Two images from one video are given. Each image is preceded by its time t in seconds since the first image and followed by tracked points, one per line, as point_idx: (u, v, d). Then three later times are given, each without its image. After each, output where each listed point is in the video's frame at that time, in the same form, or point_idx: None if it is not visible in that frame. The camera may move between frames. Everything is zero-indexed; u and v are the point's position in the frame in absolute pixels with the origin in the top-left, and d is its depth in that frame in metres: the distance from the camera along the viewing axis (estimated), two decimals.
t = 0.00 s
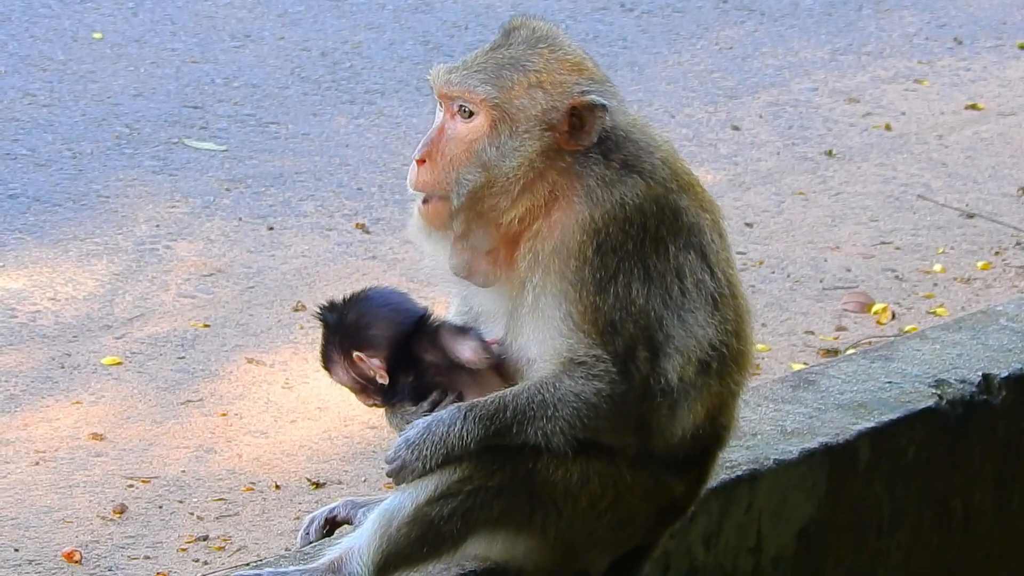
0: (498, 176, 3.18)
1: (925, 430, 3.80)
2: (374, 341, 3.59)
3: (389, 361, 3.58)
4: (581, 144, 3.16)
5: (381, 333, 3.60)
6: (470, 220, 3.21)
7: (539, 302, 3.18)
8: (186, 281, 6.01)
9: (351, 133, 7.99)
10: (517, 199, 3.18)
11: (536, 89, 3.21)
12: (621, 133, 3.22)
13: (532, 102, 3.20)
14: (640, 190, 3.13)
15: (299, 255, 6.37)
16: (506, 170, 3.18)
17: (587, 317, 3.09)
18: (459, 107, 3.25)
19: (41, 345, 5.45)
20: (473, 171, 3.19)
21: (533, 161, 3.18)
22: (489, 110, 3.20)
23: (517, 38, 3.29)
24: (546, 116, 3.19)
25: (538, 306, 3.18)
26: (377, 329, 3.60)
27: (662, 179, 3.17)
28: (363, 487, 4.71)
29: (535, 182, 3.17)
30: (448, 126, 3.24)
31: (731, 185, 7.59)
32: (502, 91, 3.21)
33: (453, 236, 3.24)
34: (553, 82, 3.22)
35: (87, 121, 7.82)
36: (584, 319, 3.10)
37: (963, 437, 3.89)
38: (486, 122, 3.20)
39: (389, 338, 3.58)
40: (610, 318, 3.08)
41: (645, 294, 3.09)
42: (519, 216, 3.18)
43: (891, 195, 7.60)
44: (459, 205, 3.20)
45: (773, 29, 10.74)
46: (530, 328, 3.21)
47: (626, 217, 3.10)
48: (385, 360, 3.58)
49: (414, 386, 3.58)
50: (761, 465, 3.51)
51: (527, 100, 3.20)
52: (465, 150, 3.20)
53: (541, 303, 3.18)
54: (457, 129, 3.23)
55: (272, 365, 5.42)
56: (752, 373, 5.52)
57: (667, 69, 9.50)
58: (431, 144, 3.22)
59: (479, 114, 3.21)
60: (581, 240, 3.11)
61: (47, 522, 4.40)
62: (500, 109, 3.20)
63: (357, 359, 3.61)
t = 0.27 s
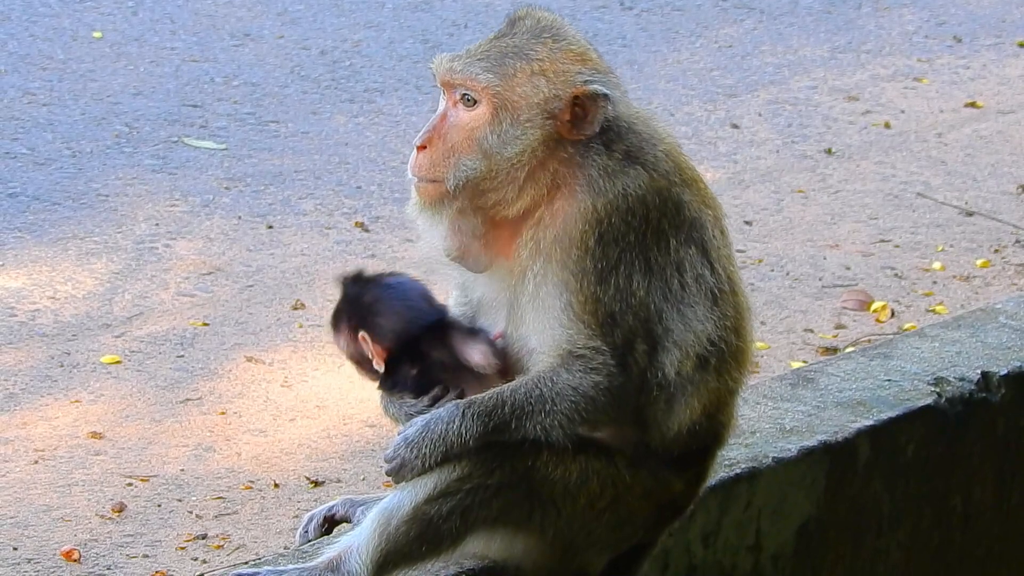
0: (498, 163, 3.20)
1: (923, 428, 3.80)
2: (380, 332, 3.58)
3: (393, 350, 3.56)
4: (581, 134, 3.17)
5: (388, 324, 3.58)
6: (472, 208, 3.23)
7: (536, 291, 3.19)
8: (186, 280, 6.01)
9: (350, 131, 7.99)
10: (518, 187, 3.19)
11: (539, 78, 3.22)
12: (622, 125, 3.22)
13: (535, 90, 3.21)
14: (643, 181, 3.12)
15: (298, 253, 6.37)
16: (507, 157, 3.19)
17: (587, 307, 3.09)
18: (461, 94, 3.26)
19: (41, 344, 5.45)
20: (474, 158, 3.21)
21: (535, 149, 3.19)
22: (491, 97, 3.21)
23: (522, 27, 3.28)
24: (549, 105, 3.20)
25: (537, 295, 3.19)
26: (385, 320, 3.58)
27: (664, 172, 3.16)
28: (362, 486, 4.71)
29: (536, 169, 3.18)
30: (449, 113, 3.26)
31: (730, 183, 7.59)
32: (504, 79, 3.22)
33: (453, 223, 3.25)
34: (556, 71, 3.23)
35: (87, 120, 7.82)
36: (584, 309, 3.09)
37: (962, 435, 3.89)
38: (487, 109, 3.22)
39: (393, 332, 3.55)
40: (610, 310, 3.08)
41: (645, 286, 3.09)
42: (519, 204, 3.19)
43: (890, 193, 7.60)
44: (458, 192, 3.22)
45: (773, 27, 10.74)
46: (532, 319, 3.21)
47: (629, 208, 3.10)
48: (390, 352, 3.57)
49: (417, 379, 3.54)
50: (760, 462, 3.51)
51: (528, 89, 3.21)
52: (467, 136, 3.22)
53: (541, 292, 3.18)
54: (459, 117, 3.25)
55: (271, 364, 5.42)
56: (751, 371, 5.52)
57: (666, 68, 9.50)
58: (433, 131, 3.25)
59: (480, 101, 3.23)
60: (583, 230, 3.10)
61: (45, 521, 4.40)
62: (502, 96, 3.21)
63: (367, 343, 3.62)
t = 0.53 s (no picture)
0: (544, 164, 3.11)
1: (923, 427, 3.80)
2: (397, 314, 3.50)
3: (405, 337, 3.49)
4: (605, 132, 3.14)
5: (407, 309, 3.50)
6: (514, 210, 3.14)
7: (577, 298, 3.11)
8: (186, 281, 6.01)
9: (350, 132, 7.99)
10: (558, 186, 3.12)
11: (575, 76, 3.17)
12: (630, 116, 3.19)
13: (573, 91, 3.15)
14: (650, 173, 3.10)
15: (299, 254, 6.37)
16: (553, 158, 3.11)
17: (586, 300, 3.10)
18: (498, 96, 3.16)
19: (41, 345, 5.46)
20: (517, 159, 3.12)
21: (578, 147, 3.12)
22: (534, 98, 3.14)
23: (540, 23, 3.21)
24: (589, 102, 3.15)
25: (541, 287, 3.17)
26: (404, 303, 3.51)
27: (667, 165, 3.15)
28: (363, 486, 4.71)
29: (578, 167, 3.12)
30: (486, 115, 3.16)
31: (730, 183, 7.60)
32: (545, 79, 3.16)
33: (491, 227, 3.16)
34: (588, 68, 3.18)
35: (87, 121, 7.82)
36: (583, 301, 3.10)
37: (962, 435, 3.89)
38: (531, 111, 3.14)
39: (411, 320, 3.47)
40: (608, 303, 3.09)
41: (644, 280, 3.08)
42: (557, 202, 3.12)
43: (890, 193, 7.60)
44: (502, 196, 3.12)
45: (773, 28, 10.74)
46: (530, 308, 3.21)
47: (633, 200, 3.07)
48: (402, 338, 3.50)
49: (422, 371, 3.47)
50: (760, 463, 3.51)
51: (568, 88, 3.16)
52: (508, 138, 3.13)
53: (542, 284, 3.17)
54: (498, 118, 3.16)
55: (271, 365, 5.42)
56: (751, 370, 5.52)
57: (666, 68, 9.50)
58: (473, 135, 3.14)
59: (522, 103, 3.15)
60: (587, 222, 3.08)
61: (46, 522, 4.41)
62: (545, 96, 3.14)
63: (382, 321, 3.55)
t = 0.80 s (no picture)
0: (562, 164, 3.12)
1: (926, 428, 3.79)
2: (396, 321, 3.41)
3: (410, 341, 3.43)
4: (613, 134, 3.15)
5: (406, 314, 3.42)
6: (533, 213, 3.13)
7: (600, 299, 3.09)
8: (189, 283, 6.01)
9: (353, 134, 7.99)
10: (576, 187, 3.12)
11: (587, 76, 3.18)
12: (634, 119, 3.20)
13: (587, 92, 3.17)
14: (654, 173, 3.10)
15: (301, 256, 6.37)
16: (570, 158, 3.12)
17: (590, 301, 3.10)
18: (514, 99, 3.18)
19: (44, 347, 5.46)
20: (535, 161, 3.13)
21: (595, 147, 3.13)
22: (550, 100, 3.15)
23: (548, 25, 3.24)
24: (603, 102, 3.17)
25: (543, 287, 3.16)
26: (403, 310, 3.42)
27: (671, 166, 3.15)
28: (365, 488, 4.71)
29: (595, 167, 3.12)
30: (502, 118, 3.18)
31: (733, 184, 7.60)
32: (560, 80, 3.17)
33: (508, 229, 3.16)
34: (598, 68, 3.20)
35: (89, 123, 7.82)
36: (587, 303, 3.10)
37: (964, 435, 3.89)
38: (548, 112, 3.15)
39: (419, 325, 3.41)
40: (611, 304, 3.09)
41: (647, 281, 3.09)
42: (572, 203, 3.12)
43: (893, 194, 7.60)
44: (523, 199, 3.12)
45: (775, 28, 10.74)
46: (530, 308, 3.20)
47: (637, 201, 3.08)
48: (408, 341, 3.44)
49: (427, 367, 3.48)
50: (763, 463, 3.51)
51: (582, 88, 3.17)
52: (527, 141, 3.15)
53: (545, 286, 3.16)
54: (514, 121, 3.17)
55: (274, 366, 5.43)
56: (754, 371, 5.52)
57: (669, 69, 9.50)
58: (489, 139, 3.16)
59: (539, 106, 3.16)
60: (593, 224, 3.08)
61: (49, 524, 4.41)
62: (561, 97, 3.15)
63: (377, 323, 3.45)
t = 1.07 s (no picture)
0: (537, 158, 3.06)
1: (927, 429, 3.79)
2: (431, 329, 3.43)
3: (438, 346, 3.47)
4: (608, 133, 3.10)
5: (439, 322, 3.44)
6: (507, 206, 3.09)
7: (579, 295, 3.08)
8: (189, 285, 6.01)
9: (354, 136, 7.99)
10: (553, 182, 3.07)
11: (571, 70, 3.11)
12: (630, 116, 3.16)
13: (569, 84, 3.10)
14: (651, 174, 3.08)
15: (302, 258, 6.37)
16: (547, 152, 3.05)
17: (589, 305, 3.07)
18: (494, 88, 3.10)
19: (44, 350, 5.46)
20: (512, 153, 3.05)
21: (573, 143, 3.07)
22: (529, 92, 3.08)
23: (538, 21, 3.18)
24: (585, 97, 3.10)
25: (541, 291, 3.12)
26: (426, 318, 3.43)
27: (669, 167, 3.14)
28: (366, 490, 4.71)
29: (573, 164, 3.07)
30: (482, 107, 3.09)
31: (734, 185, 7.59)
32: (541, 72, 3.10)
33: (487, 221, 3.12)
34: (584, 63, 3.13)
35: (90, 126, 7.83)
36: (586, 306, 3.07)
37: (965, 436, 3.89)
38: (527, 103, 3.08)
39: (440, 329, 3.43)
40: (611, 307, 3.06)
41: (646, 283, 3.07)
42: (550, 199, 3.08)
43: (894, 195, 7.59)
44: (496, 190, 3.07)
45: (776, 30, 10.74)
46: (530, 311, 3.16)
47: (635, 202, 3.06)
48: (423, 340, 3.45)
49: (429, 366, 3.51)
50: (763, 466, 3.50)
51: (564, 82, 3.10)
52: (504, 131, 3.07)
53: (544, 290, 3.12)
54: (494, 111, 3.09)
55: (275, 369, 5.42)
56: (754, 373, 5.52)
57: (670, 71, 9.50)
58: (466, 126, 3.08)
59: (518, 96, 3.08)
60: (591, 226, 3.05)
61: (49, 528, 4.41)
62: (540, 89, 3.08)
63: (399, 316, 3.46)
